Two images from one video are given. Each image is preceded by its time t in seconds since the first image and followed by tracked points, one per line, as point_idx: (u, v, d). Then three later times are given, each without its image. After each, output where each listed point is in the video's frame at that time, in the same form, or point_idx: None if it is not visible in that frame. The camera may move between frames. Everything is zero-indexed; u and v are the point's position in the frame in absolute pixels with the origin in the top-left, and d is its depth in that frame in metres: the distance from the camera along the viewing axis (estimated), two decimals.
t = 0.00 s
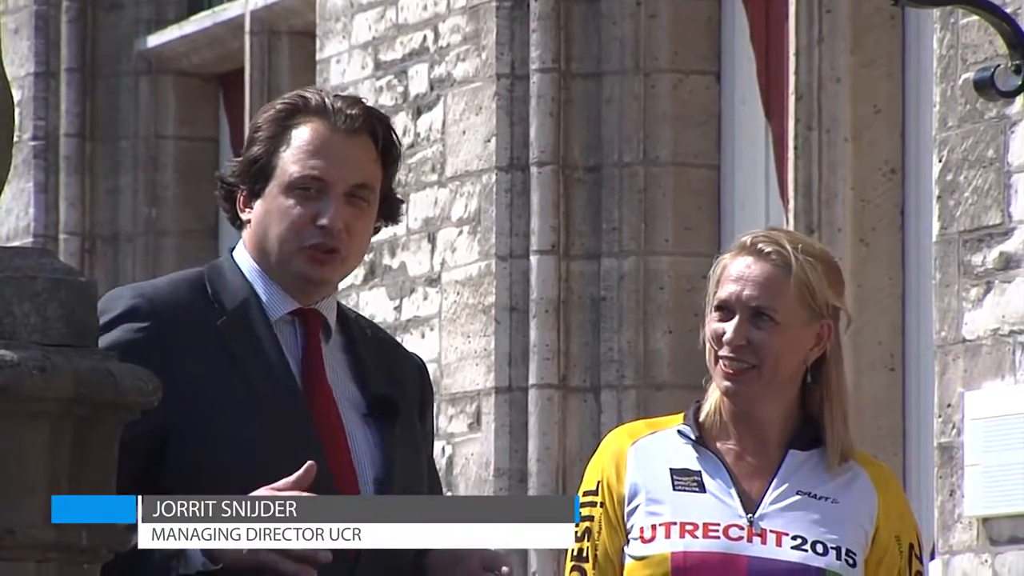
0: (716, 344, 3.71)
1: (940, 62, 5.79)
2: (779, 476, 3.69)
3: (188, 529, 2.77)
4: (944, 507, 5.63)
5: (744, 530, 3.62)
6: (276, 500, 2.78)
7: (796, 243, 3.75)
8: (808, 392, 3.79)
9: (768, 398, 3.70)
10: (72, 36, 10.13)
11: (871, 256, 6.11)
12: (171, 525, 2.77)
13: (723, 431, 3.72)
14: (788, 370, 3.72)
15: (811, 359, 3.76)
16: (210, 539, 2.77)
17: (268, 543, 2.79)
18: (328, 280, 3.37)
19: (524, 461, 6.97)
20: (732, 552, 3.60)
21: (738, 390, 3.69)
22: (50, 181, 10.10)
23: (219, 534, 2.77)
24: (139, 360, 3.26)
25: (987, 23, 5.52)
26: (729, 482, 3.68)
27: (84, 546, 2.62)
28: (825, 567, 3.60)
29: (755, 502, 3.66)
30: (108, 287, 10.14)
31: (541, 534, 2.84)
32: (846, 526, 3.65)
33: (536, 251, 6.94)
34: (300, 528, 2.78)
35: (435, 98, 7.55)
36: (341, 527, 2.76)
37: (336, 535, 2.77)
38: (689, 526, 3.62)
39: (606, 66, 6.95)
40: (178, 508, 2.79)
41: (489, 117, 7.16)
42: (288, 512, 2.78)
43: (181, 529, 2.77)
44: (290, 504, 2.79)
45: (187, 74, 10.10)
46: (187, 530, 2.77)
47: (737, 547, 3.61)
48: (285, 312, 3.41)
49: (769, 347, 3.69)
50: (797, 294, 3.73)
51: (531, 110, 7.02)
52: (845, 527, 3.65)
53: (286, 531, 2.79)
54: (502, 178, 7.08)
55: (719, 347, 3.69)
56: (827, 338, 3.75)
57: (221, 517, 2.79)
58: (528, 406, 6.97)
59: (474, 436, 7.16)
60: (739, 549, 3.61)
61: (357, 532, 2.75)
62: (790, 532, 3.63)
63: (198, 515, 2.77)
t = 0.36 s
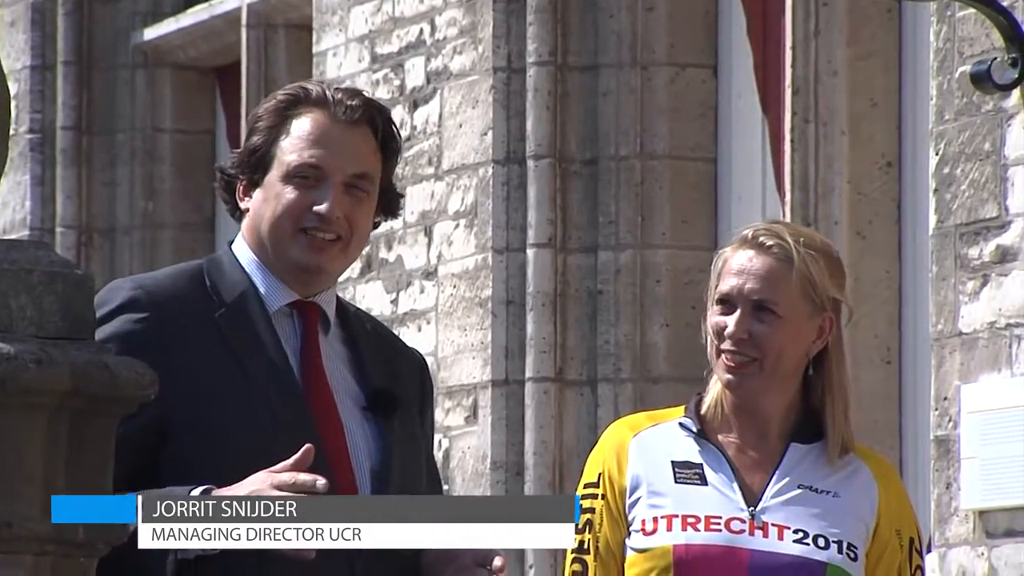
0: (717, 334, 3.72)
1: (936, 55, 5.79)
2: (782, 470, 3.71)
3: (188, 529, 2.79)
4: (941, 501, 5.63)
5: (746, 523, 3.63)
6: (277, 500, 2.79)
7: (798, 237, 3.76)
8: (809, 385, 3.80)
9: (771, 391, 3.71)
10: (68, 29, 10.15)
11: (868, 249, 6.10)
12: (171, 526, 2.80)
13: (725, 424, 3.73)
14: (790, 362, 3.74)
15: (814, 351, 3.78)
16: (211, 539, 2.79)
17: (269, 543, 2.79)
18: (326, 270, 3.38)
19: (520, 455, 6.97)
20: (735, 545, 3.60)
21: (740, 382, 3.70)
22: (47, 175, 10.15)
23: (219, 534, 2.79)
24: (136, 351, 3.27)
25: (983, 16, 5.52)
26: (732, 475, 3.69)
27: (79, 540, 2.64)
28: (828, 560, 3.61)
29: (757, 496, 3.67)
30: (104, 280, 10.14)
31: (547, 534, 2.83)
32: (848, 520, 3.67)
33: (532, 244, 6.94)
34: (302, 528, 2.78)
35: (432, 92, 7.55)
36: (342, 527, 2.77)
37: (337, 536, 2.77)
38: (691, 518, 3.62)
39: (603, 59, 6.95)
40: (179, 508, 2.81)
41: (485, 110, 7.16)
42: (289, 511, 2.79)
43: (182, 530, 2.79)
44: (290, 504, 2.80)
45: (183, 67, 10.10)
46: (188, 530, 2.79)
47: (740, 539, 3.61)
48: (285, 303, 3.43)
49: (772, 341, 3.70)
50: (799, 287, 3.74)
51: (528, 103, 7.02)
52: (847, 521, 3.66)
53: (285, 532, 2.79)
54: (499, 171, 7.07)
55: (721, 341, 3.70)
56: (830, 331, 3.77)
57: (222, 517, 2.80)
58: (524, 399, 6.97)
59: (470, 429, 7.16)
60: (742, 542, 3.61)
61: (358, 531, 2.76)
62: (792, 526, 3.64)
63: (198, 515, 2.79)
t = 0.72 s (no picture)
0: (718, 323, 3.74)
1: (936, 45, 5.78)
2: (782, 460, 3.72)
3: (188, 530, 2.93)
4: (940, 491, 5.63)
5: (746, 513, 3.64)
6: (276, 501, 2.92)
7: (799, 226, 3.78)
8: (811, 375, 3.83)
9: (771, 380, 3.73)
10: (68, 19, 10.16)
11: (869, 239, 6.10)
12: (171, 525, 2.93)
13: (726, 414, 3.74)
14: (791, 353, 3.76)
15: (814, 341, 3.81)
16: (211, 539, 2.92)
17: (268, 543, 2.92)
18: (327, 264, 3.38)
19: (520, 446, 6.97)
20: (735, 535, 3.61)
21: (741, 371, 3.72)
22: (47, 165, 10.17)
23: (218, 534, 2.92)
24: (136, 342, 3.28)
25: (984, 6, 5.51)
26: (732, 465, 3.70)
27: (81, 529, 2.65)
28: (828, 550, 3.62)
29: (757, 486, 3.68)
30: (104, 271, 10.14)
31: (547, 534, 3.01)
32: (848, 510, 3.68)
33: (532, 235, 6.95)
34: (300, 528, 2.91)
35: (432, 82, 7.55)
36: (341, 527, 2.92)
37: (336, 536, 2.92)
38: (691, 508, 3.63)
39: (603, 49, 6.95)
40: (179, 508, 2.94)
41: (485, 100, 7.16)
42: (288, 512, 2.92)
43: (182, 530, 2.93)
44: (289, 505, 2.92)
45: (183, 57, 10.09)
46: (187, 530, 2.93)
47: (740, 529, 3.62)
48: (284, 292, 3.42)
49: (773, 330, 3.72)
50: (800, 276, 3.76)
51: (528, 93, 7.02)
52: (846, 512, 3.68)
53: (285, 532, 2.92)
54: (499, 161, 7.07)
55: (721, 331, 3.72)
56: (830, 320, 3.80)
57: (221, 517, 2.92)
58: (524, 390, 6.97)
59: (471, 419, 7.15)
60: (742, 532, 3.62)
61: (357, 532, 2.91)
62: (792, 516, 3.65)
63: (198, 515, 2.92)
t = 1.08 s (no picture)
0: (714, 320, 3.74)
1: (937, 43, 5.78)
2: (778, 456, 3.72)
3: (188, 530, 3.09)
4: (942, 488, 5.64)
5: (740, 509, 3.65)
6: (276, 502, 3.06)
7: (793, 222, 3.78)
8: (806, 371, 3.83)
9: (765, 375, 3.73)
10: (70, 16, 10.15)
11: (870, 238, 6.11)
12: (171, 526, 3.09)
13: (721, 411, 3.75)
14: (785, 349, 3.75)
15: (809, 337, 3.80)
16: (211, 537, 3.09)
17: (268, 542, 3.08)
18: (330, 262, 3.38)
19: (522, 445, 6.97)
20: (730, 531, 3.61)
21: (735, 367, 3.72)
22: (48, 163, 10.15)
23: (219, 534, 3.09)
24: (138, 341, 3.27)
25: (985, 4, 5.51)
26: (727, 461, 3.70)
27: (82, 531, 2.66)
28: (822, 547, 3.63)
29: (752, 483, 3.69)
30: (107, 269, 10.14)
31: (548, 533, 3.20)
32: (844, 507, 3.68)
33: (534, 233, 6.95)
34: (300, 529, 3.07)
35: (433, 80, 7.54)
36: (341, 528, 3.08)
37: (335, 535, 3.08)
38: (686, 504, 3.63)
39: (604, 47, 6.96)
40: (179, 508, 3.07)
41: (487, 98, 7.16)
42: (288, 512, 3.06)
43: (182, 530, 3.09)
44: (289, 505, 3.07)
45: (184, 55, 10.09)
46: (188, 530, 3.09)
47: (734, 525, 3.63)
48: (285, 292, 3.43)
49: (768, 326, 3.72)
50: (795, 272, 3.76)
51: (529, 91, 7.02)
52: (842, 508, 3.68)
53: (286, 531, 3.08)
54: (500, 159, 7.07)
55: (716, 326, 3.72)
56: (825, 315, 3.81)
57: (222, 517, 3.08)
58: (526, 388, 6.97)
59: (473, 417, 7.15)
60: (736, 528, 3.62)
61: (357, 532, 3.08)
62: (787, 512, 3.66)
63: (198, 515, 3.07)
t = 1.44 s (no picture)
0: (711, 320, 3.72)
1: (937, 42, 5.78)
2: (773, 456, 3.71)
3: (188, 530, 3.10)
4: (941, 488, 5.64)
5: (735, 509, 3.63)
6: (276, 502, 3.07)
7: (787, 221, 3.77)
8: (800, 370, 3.82)
9: (759, 376, 3.72)
10: (69, 15, 10.15)
11: (870, 237, 6.11)
12: (171, 526, 3.09)
13: (715, 410, 3.73)
14: (779, 349, 3.75)
15: (803, 337, 3.79)
16: (211, 538, 3.09)
17: (268, 542, 3.08)
18: (329, 255, 3.38)
19: (521, 445, 6.97)
20: (724, 531, 3.60)
21: (730, 367, 3.71)
22: (48, 162, 10.14)
23: (219, 534, 3.08)
24: (140, 341, 3.27)
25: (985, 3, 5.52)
26: (721, 460, 3.69)
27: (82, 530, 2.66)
28: (816, 546, 3.61)
29: (747, 482, 3.67)
30: (106, 267, 10.14)
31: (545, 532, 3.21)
32: (838, 506, 3.67)
33: (533, 231, 6.95)
34: (301, 529, 3.07)
35: (433, 79, 7.54)
36: (341, 528, 3.08)
37: (336, 535, 3.08)
38: (681, 504, 3.62)
39: (604, 46, 6.96)
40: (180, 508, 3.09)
41: (487, 97, 7.16)
42: (289, 511, 3.07)
43: (182, 530, 3.10)
44: (289, 505, 3.07)
45: (184, 53, 10.09)
46: (187, 530, 3.10)
47: (728, 525, 3.61)
48: (284, 290, 3.43)
49: (763, 325, 3.71)
50: (789, 273, 3.75)
51: (529, 90, 7.02)
52: (837, 508, 3.66)
53: (286, 531, 3.08)
54: (500, 158, 7.07)
55: (710, 326, 3.71)
56: (820, 315, 3.79)
57: (222, 516, 3.07)
58: (525, 387, 6.97)
59: (472, 417, 7.15)
60: (731, 528, 3.61)
61: (357, 531, 3.09)
62: (781, 511, 3.64)
63: (198, 515, 3.07)
